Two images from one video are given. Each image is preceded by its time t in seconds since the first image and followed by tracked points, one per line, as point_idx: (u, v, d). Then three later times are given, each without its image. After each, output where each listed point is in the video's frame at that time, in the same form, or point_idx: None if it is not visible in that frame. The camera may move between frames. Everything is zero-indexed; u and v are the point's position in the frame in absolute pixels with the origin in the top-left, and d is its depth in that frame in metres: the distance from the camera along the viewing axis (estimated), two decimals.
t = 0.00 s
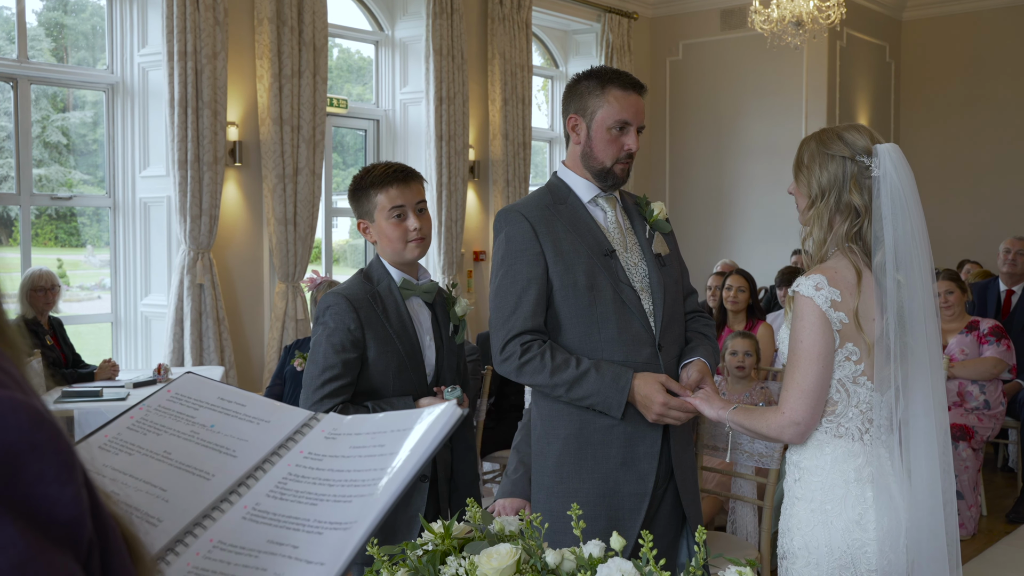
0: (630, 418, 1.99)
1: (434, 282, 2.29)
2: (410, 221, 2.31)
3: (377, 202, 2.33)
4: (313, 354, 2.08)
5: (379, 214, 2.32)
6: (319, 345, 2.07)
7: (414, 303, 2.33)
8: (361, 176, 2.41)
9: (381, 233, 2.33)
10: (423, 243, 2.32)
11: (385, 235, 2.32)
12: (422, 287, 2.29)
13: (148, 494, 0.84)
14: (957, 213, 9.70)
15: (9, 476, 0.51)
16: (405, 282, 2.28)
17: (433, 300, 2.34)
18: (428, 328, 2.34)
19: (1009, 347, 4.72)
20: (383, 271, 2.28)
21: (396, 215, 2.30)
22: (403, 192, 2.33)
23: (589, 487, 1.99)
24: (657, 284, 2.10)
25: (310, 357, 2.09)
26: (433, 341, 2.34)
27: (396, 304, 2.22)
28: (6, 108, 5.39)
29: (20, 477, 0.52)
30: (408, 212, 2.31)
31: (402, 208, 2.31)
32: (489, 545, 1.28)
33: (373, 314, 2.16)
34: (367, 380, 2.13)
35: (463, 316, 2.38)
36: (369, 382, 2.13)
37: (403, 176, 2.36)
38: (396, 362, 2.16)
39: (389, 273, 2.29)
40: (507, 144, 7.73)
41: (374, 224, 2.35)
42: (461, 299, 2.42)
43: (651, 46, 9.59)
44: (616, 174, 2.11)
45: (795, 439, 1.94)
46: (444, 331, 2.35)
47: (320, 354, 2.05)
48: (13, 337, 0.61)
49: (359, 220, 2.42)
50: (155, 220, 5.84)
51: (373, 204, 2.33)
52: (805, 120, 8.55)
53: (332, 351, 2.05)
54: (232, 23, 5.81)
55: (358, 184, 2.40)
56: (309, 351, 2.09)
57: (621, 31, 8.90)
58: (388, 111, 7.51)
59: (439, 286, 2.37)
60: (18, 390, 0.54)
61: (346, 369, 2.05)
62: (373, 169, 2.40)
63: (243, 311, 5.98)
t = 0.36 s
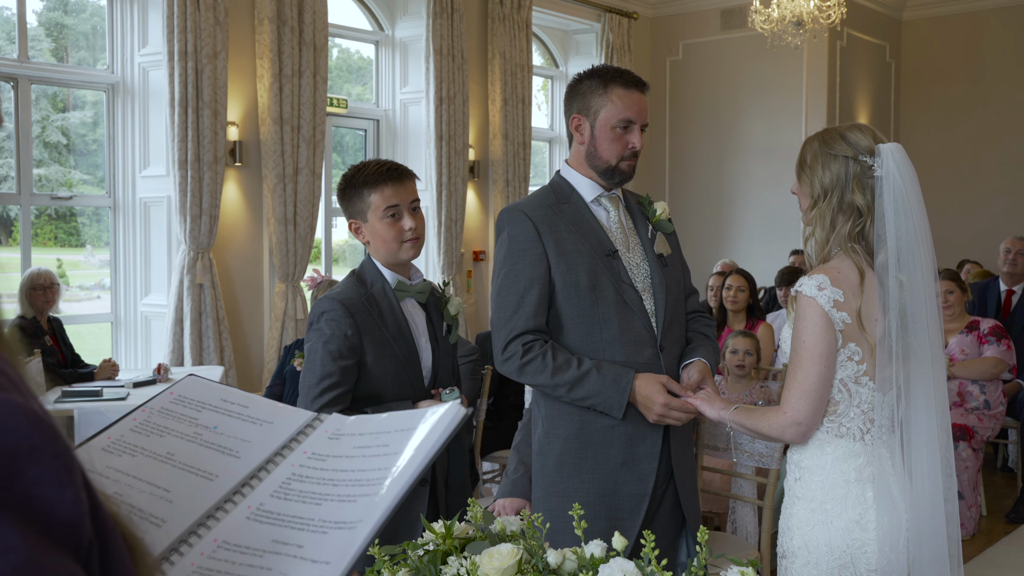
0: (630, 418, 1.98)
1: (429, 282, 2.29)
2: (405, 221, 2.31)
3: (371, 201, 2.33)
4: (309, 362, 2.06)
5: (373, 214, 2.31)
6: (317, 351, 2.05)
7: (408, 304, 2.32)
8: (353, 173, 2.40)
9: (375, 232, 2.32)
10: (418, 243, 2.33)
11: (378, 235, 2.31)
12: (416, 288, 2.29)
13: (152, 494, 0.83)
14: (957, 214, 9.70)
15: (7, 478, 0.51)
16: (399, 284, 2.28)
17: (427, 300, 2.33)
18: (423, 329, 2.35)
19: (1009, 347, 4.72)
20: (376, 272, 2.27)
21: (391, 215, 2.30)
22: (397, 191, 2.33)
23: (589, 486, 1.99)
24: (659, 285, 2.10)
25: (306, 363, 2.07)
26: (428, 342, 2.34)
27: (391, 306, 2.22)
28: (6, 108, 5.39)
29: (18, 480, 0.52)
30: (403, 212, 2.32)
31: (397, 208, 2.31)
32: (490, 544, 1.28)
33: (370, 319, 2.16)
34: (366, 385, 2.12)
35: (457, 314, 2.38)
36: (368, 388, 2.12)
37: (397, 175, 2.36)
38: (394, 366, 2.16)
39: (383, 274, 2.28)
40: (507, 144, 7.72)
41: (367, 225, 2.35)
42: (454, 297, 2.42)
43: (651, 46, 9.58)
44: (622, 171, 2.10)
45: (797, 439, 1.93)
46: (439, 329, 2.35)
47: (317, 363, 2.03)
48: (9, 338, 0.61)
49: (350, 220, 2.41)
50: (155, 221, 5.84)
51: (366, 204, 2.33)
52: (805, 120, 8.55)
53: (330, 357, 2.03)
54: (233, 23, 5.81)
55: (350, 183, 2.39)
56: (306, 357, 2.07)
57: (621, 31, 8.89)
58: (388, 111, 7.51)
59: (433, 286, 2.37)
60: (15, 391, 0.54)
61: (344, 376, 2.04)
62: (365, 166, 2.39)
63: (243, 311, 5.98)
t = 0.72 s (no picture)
0: (631, 418, 1.98)
1: (426, 284, 2.29)
2: (405, 224, 2.31)
3: (370, 203, 2.31)
4: (308, 366, 2.04)
5: (372, 217, 2.30)
6: (315, 356, 2.04)
7: (406, 306, 2.32)
8: (352, 173, 2.37)
9: (374, 234, 2.31)
10: (418, 246, 2.33)
11: (377, 238, 2.31)
12: (414, 291, 2.28)
13: (143, 492, 0.84)
14: (957, 214, 9.70)
15: None
16: (398, 286, 2.27)
17: (423, 302, 2.33)
18: (422, 331, 2.34)
19: (1009, 347, 4.72)
20: (373, 275, 2.27)
21: (391, 217, 2.29)
22: (397, 193, 2.32)
23: (590, 486, 1.99)
24: (660, 285, 2.10)
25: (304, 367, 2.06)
26: (426, 344, 2.34)
27: (390, 308, 2.22)
28: (6, 108, 5.39)
29: None
30: (403, 215, 2.31)
31: (397, 210, 2.31)
32: (490, 545, 1.28)
33: (370, 322, 2.16)
34: (364, 390, 2.12)
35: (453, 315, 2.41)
36: (367, 392, 2.12)
37: (397, 177, 2.35)
38: (393, 369, 2.16)
39: (380, 275, 2.28)
40: (507, 144, 7.72)
41: (366, 227, 2.33)
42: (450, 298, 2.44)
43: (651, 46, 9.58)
44: (623, 171, 2.10)
45: (798, 439, 1.93)
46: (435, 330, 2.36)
47: (317, 368, 2.02)
48: None
49: (347, 221, 2.39)
50: (154, 221, 5.84)
51: (365, 206, 2.31)
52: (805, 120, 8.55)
53: (329, 362, 2.02)
54: (233, 22, 5.81)
55: (349, 184, 2.36)
56: (304, 361, 2.06)
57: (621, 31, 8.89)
58: (388, 110, 7.51)
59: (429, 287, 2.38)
60: None
61: (343, 381, 2.03)
62: (364, 167, 2.37)
63: (243, 311, 5.98)
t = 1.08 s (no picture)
0: (631, 419, 1.98)
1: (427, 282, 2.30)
2: (420, 237, 2.30)
3: (389, 212, 2.29)
4: (304, 355, 2.05)
5: (389, 225, 2.28)
6: (313, 346, 2.04)
7: (407, 303, 2.31)
8: (372, 176, 2.35)
9: (386, 242, 2.30)
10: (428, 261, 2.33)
11: (389, 246, 2.30)
12: (414, 288, 2.28)
13: (130, 514, 0.82)
14: (957, 214, 9.71)
15: None
16: (399, 283, 2.28)
17: (424, 300, 2.33)
18: (421, 329, 2.33)
19: (1009, 347, 4.72)
20: (375, 271, 2.25)
21: (407, 228, 2.28)
22: (416, 205, 2.31)
23: (590, 487, 1.99)
24: (661, 285, 2.10)
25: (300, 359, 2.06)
26: (426, 343, 2.33)
27: (391, 303, 2.20)
28: (5, 108, 5.39)
29: None
30: (419, 227, 2.31)
31: (414, 222, 2.30)
32: (489, 545, 1.28)
33: (370, 316, 2.14)
34: (359, 386, 2.13)
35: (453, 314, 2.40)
36: (362, 387, 2.14)
37: (418, 189, 2.33)
38: (389, 365, 2.16)
39: (381, 272, 2.27)
40: (507, 144, 7.72)
41: (380, 233, 2.31)
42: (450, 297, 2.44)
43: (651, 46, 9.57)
44: (622, 173, 2.10)
45: (799, 440, 1.93)
46: (437, 329, 2.35)
47: (312, 358, 2.03)
48: None
49: (360, 224, 2.36)
50: (154, 221, 5.83)
51: (383, 213, 2.29)
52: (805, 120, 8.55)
53: (327, 354, 2.03)
54: (232, 22, 5.81)
55: (367, 187, 2.34)
56: (300, 352, 2.07)
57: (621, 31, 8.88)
58: (388, 111, 7.51)
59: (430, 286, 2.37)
60: None
61: (336, 375, 2.04)
62: (385, 171, 2.35)
63: (243, 311, 5.99)
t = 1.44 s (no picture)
0: (630, 420, 1.99)
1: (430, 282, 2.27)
2: (420, 230, 2.31)
3: (390, 206, 2.29)
4: (308, 354, 2.07)
5: (389, 219, 2.29)
6: (317, 345, 2.05)
7: (410, 303, 2.30)
8: (371, 173, 2.36)
9: (388, 237, 2.30)
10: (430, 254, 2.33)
11: (390, 240, 2.29)
12: (417, 287, 2.26)
13: (127, 522, 0.86)
14: (957, 214, 9.71)
15: None
16: (401, 282, 2.25)
17: (428, 300, 2.31)
18: (425, 327, 2.32)
19: (1008, 348, 4.72)
20: (378, 271, 2.24)
21: (407, 222, 2.28)
22: (416, 200, 2.31)
23: (589, 487, 1.99)
24: (663, 287, 2.09)
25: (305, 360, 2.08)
26: (430, 342, 2.31)
27: (394, 303, 2.20)
28: (6, 108, 5.40)
29: None
30: (420, 221, 2.31)
31: (414, 216, 2.30)
32: (488, 546, 1.28)
33: (373, 314, 2.14)
34: (363, 385, 2.13)
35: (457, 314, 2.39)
36: (366, 386, 2.14)
37: (417, 183, 2.34)
38: (392, 362, 2.16)
39: (385, 273, 2.25)
40: (507, 144, 7.73)
41: (380, 228, 2.31)
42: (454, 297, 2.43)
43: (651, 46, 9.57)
44: (621, 180, 2.10)
45: (800, 441, 1.93)
46: (441, 329, 2.33)
47: (316, 357, 2.04)
48: None
49: (361, 221, 2.36)
50: (154, 221, 5.83)
51: (383, 208, 2.29)
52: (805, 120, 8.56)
53: (331, 352, 2.04)
54: (232, 22, 5.82)
55: (366, 184, 2.35)
56: (305, 352, 2.08)
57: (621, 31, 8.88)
58: (388, 111, 7.50)
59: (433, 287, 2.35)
60: None
61: (341, 373, 2.05)
62: (384, 169, 2.36)
63: (243, 312, 5.99)
